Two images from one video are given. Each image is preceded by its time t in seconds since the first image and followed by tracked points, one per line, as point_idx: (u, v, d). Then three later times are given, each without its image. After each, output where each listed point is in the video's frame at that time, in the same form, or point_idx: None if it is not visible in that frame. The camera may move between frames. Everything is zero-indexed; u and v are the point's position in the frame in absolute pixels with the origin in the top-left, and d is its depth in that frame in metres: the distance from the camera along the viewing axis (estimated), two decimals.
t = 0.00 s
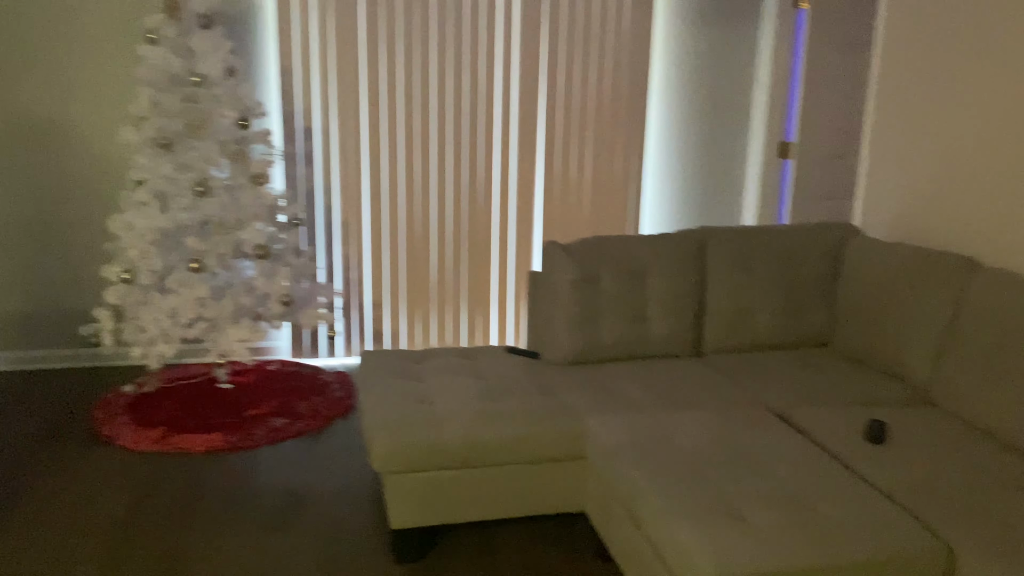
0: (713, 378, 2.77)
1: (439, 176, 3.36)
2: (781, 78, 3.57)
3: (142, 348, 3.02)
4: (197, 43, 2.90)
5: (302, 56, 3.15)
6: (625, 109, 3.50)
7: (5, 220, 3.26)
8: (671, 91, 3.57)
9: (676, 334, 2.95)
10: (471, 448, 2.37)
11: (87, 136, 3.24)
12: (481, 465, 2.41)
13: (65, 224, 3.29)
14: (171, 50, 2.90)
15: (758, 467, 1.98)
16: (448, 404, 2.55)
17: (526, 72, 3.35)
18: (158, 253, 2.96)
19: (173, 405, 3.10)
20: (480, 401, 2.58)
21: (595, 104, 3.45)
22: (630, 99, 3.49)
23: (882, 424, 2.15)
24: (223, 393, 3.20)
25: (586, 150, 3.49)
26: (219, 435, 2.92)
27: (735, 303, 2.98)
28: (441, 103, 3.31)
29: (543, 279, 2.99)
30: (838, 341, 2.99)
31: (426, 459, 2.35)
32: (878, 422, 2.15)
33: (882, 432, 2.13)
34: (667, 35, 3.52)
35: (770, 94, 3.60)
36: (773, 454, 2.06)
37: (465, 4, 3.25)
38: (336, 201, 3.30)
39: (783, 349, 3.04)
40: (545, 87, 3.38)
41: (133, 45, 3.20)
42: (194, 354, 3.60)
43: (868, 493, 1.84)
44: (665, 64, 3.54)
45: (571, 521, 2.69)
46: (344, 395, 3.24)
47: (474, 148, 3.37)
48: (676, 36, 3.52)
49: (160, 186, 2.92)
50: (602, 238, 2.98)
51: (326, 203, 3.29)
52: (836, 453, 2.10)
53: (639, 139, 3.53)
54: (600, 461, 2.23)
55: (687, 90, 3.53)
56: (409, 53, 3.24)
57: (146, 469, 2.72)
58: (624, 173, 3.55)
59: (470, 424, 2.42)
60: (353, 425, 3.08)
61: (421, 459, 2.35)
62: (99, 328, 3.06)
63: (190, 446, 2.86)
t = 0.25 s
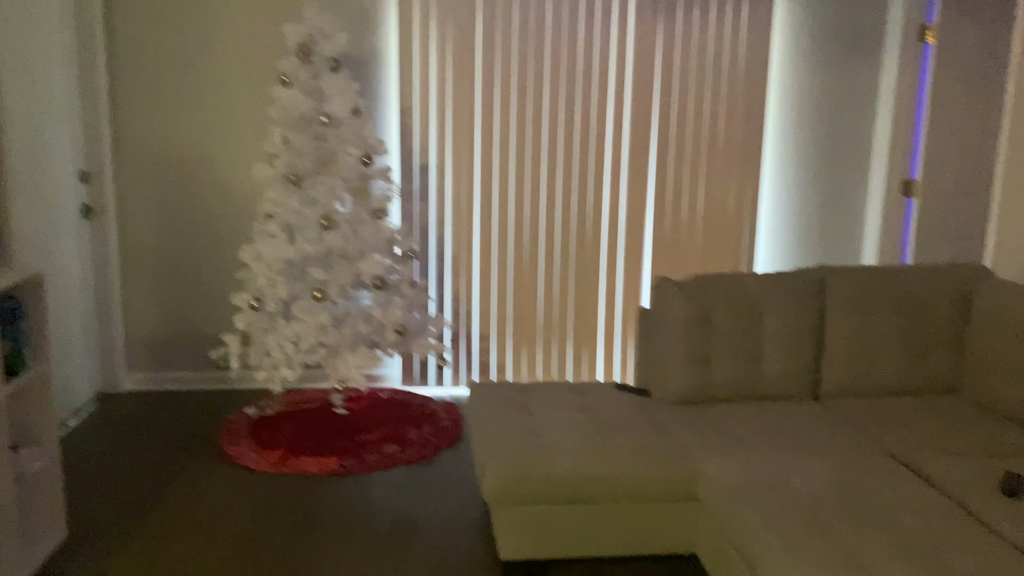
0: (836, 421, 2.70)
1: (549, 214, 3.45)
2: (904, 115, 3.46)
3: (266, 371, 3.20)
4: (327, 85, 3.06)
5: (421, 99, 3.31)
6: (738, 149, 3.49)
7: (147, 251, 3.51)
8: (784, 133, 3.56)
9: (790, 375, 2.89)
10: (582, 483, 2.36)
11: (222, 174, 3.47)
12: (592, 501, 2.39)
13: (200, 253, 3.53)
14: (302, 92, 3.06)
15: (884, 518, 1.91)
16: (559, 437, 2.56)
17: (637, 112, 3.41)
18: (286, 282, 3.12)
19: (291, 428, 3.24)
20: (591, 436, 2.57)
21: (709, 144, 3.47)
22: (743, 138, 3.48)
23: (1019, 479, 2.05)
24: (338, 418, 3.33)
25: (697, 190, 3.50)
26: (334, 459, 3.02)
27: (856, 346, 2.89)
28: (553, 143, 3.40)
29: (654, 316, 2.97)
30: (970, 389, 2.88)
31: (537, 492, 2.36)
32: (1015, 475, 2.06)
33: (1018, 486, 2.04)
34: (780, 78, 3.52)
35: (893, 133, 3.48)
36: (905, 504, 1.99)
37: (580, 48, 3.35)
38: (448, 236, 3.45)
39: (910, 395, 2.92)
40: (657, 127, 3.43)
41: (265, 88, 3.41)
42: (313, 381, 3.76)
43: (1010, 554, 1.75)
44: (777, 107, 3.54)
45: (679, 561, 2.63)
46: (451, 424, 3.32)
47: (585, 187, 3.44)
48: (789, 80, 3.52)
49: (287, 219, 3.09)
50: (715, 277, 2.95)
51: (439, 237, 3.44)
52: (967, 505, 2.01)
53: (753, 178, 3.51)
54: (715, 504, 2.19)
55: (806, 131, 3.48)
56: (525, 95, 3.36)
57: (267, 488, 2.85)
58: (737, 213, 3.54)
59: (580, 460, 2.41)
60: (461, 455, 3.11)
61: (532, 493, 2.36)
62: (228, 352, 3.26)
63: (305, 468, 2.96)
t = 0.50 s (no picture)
0: (916, 475, 2.59)
1: (618, 257, 3.52)
2: (983, 166, 3.45)
3: (337, 410, 3.29)
4: (401, 131, 3.15)
5: (493, 145, 3.44)
6: (810, 195, 3.49)
7: (226, 292, 3.65)
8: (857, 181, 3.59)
9: (871, 426, 2.79)
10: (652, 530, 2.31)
11: (302, 218, 3.60)
12: (662, 550, 2.34)
13: (277, 294, 3.65)
14: (377, 137, 3.15)
15: None
16: (628, 483, 2.53)
17: (707, 158, 3.46)
18: (357, 322, 3.20)
19: (360, 466, 3.28)
20: (661, 483, 2.52)
21: (780, 189, 3.49)
22: (815, 183, 3.48)
23: None
24: (405, 458, 3.36)
25: (767, 235, 3.52)
26: (400, 499, 3.02)
27: (939, 397, 2.79)
28: (622, 188, 3.48)
29: (725, 364, 2.91)
30: None
31: (605, 540, 2.30)
32: None
33: None
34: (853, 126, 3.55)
35: (973, 183, 3.46)
36: (999, 565, 1.89)
37: (650, 96, 3.42)
38: (515, 277, 3.54)
39: (997, 448, 2.80)
40: (726, 174, 3.48)
41: (344, 137, 3.56)
42: (381, 421, 3.82)
43: None
44: (850, 155, 3.57)
45: None
46: (516, 468, 3.31)
47: (654, 231, 3.50)
48: (860, 129, 3.55)
49: (360, 260, 3.19)
50: (788, 324, 2.91)
51: (508, 279, 3.54)
52: None
53: (826, 225, 3.50)
54: (792, 558, 2.11)
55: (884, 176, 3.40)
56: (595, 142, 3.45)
57: (334, 526, 2.87)
58: (810, 260, 3.53)
59: (650, 507, 2.36)
60: (527, 499, 3.09)
61: (601, 538, 2.32)
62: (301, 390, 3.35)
63: (372, 507, 2.97)
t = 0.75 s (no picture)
0: (953, 528, 2.51)
1: (644, 302, 3.52)
2: (1014, 212, 3.42)
3: (361, 454, 3.29)
4: (428, 177, 3.20)
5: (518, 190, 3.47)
6: (837, 240, 3.48)
7: (254, 335, 3.68)
8: (884, 226, 3.57)
9: (905, 478, 2.72)
10: None
11: (330, 262, 3.64)
12: None
13: (304, 337, 3.68)
14: (405, 183, 3.19)
15: None
16: (655, 533, 2.48)
17: (732, 204, 3.48)
18: (382, 366, 3.21)
19: (383, 512, 3.25)
20: (689, 534, 2.47)
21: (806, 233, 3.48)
22: (842, 228, 3.47)
23: None
24: (429, 505, 3.33)
25: (795, 281, 3.50)
26: (423, 545, 2.97)
27: (977, 449, 2.72)
28: (648, 233, 3.49)
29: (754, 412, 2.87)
30: None
31: None
32: None
33: None
34: (879, 173, 3.55)
35: (1004, 231, 3.44)
36: None
37: (676, 142, 3.45)
38: (541, 322, 3.55)
39: None
40: (753, 219, 3.48)
41: (372, 182, 3.61)
42: (405, 466, 3.80)
43: None
44: (877, 201, 3.56)
45: None
46: (541, 516, 3.26)
47: (680, 276, 3.50)
48: (885, 175, 3.55)
49: (384, 304, 3.20)
50: (817, 370, 2.87)
51: (533, 323, 3.54)
52: None
53: (854, 270, 3.48)
54: None
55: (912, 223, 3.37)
56: (620, 187, 3.48)
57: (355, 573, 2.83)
58: (838, 306, 3.50)
59: (678, 559, 2.30)
60: (551, 548, 3.04)
61: None
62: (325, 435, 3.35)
63: (396, 554, 2.93)
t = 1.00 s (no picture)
0: (969, 556, 2.47)
1: (654, 324, 3.51)
2: None
3: (370, 478, 3.28)
4: (437, 200, 3.21)
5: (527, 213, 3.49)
6: (848, 262, 3.47)
7: (263, 358, 3.69)
8: (895, 249, 3.56)
9: (920, 503, 2.68)
10: None
11: (340, 285, 3.65)
12: None
13: (314, 360, 3.68)
14: (415, 207, 3.21)
15: None
16: (666, 559, 2.45)
17: (742, 226, 3.48)
18: (391, 389, 3.21)
19: (391, 537, 3.23)
20: (701, 561, 2.44)
21: (817, 256, 3.47)
22: (853, 251, 3.46)
23: None
24: (438, 530, 3.30)
25: (806, 303, 3.48)
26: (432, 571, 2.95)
27: (994, 474, 2.68)
28: (657, 255, 3.49)
29: (765, 437, 2.84)
30: None
31: None
32: None
33: None
34: (889, 196, 3.55)
35: (1015, 255, 3.42)
36: None
37: (685, 164, 3.46)
38: (550, 345, 3.54)
39: None
40: (763, 242, 3.48)
41: (382, 206, 3.63)
42: (414, 490, 3.78)
43: None
44: (887, 224, 3.55)
45: None
46: (551, 541, 3.23)
47: (690, 299, 3.50)
48: (896, 197, 3.54)
49: (395, 327, 3.21)
50: (829, 394, 2.85)
51: (542, 346, 3.54)
52: None
53: (865, 292, 3.47)
54: None
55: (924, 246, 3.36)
56: (629, 210, 3.48)
57: None
58: (849, 328, 3.48)
59: None
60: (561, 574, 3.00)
61: None
62: (334, 458, 3.34)
63: None
